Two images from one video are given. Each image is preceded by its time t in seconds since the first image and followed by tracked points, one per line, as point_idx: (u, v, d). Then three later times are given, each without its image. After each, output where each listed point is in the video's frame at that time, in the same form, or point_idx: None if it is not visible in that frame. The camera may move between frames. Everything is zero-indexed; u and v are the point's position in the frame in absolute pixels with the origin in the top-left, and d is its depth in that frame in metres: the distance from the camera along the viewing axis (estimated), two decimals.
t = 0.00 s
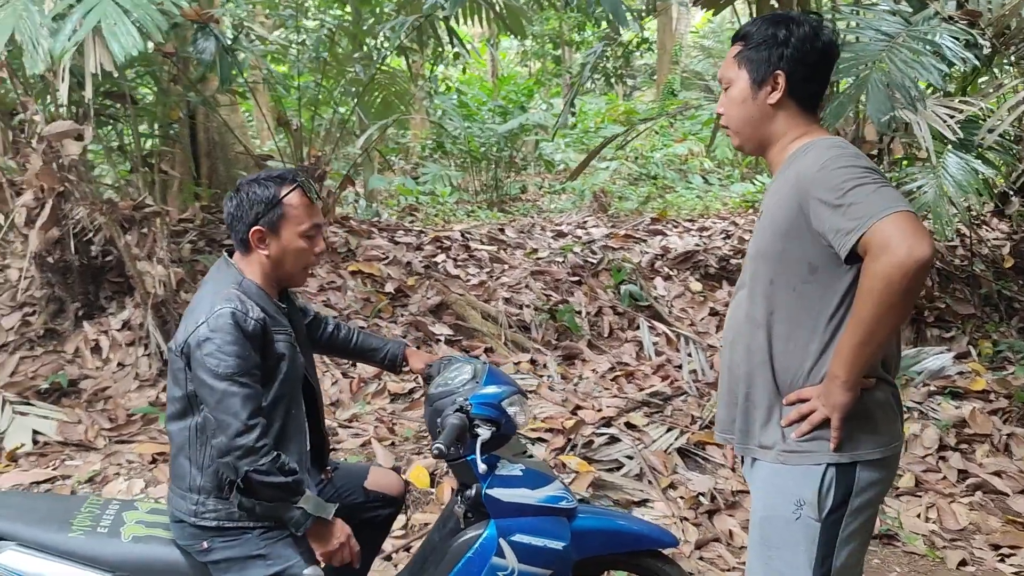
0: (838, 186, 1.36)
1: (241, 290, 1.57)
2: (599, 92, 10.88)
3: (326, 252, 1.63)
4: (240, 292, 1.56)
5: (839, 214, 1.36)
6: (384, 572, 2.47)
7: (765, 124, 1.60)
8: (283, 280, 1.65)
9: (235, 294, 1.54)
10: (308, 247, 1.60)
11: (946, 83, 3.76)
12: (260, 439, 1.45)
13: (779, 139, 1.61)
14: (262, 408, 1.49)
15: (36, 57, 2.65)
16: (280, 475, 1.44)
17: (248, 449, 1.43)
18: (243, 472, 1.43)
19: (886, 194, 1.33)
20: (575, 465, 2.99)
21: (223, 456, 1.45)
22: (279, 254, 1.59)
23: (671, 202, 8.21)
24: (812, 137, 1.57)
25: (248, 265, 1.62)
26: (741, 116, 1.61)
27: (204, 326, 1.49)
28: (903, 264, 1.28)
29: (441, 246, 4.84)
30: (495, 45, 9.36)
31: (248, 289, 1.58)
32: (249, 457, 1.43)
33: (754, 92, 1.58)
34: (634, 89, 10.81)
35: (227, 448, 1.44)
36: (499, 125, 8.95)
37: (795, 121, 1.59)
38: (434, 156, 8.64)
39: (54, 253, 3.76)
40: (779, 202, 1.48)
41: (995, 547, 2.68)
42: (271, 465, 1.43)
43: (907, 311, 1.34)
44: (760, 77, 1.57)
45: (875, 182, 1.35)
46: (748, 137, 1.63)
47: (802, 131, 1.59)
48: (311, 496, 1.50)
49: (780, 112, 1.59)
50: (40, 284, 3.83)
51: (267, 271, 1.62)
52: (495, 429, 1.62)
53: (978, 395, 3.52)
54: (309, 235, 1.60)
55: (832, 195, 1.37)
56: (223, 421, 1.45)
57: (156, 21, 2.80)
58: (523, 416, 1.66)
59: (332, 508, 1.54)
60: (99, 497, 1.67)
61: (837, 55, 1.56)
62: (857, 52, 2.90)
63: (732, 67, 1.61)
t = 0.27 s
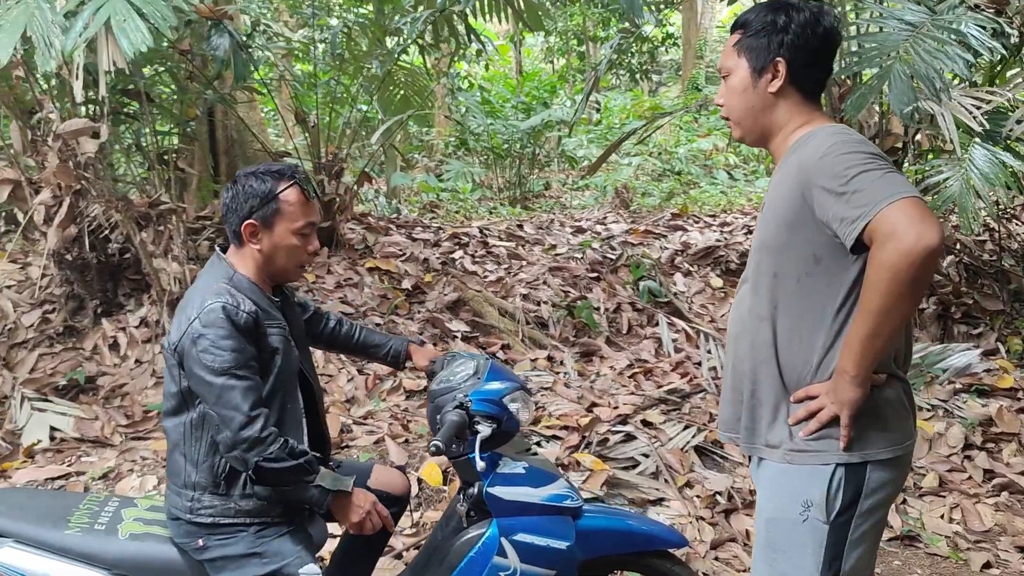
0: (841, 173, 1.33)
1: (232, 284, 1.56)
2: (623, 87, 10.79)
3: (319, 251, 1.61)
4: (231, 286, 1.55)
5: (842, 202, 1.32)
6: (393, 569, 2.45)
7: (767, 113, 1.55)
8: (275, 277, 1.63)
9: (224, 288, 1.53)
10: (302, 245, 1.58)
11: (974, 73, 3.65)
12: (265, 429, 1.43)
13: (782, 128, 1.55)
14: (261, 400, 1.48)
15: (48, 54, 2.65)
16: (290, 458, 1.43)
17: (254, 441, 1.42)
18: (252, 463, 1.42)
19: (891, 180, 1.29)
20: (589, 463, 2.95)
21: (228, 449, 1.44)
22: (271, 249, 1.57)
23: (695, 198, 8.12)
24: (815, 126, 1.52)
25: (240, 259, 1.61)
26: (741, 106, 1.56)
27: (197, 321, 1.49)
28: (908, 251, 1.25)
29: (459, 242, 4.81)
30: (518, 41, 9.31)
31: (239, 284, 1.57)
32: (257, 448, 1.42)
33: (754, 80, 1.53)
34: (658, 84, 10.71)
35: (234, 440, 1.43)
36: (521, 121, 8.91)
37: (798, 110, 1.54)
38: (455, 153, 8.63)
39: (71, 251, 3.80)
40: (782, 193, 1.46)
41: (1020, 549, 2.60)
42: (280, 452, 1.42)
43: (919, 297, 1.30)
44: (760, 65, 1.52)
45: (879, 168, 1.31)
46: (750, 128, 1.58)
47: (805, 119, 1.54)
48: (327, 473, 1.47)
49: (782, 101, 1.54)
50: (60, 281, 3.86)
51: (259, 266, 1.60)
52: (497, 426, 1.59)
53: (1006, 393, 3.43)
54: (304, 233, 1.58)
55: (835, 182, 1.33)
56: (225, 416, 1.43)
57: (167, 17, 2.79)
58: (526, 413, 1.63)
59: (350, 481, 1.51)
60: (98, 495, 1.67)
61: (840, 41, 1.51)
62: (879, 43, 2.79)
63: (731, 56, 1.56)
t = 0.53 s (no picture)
0: (851, 161, 1.30)
1: (229, 280, 1.55)
2: (652, 82, 10.68)
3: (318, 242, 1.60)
4: (228, 282, 1.54)
5: (852, 192, 1.29)
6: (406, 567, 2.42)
7: (775, 105, 1.49)
8: (276, 271, 1.63)
9: (221, 283, 1.53)
10: (300, 238, 1.58)
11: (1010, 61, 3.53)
12: (252, 430, 1.42)
13: (792, 119, 1.49)
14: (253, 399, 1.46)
15: (64, 50, 2.65)
16: (277, 462, 1.42)
17: (241, 441, 1.41)
18: (238, 463, 1.41)
19: (902, 167, 1.26)
20: (609, 462, 2.90)
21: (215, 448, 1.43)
22: (269, 243, 1.57)
23: (723, 193, 8.01)
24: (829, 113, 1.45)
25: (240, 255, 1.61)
26: (747, 99, 1.50)
27: (190, 316, 1.48)
28: (919, 242, 1.21)
29: (481, 239, 4.77)
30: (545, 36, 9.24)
31: (237, 278, 1.56)
32: (243, 449, 1.41)
33: (759, 71, 1.47)
34: (688, 79, 10.57)
35: (219, 440, 1.42)
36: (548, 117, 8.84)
37: (808, 98, 1.47)
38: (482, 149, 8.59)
39: (93, 249, 3.79)
40: (790, 185, 1.42)
41: None
42: (267, 453, 1.41)
43: (932, 288, 1.26)
44: (765, 55, 1.45)
45: (890, 155, 1.28)
46: (759, 121, 1.52)
47: (817, 107, 1.47)
48: (316, 478, 1.45)
49: (790, 91, 1.47)
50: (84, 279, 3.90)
51: (259, 260, 1.60)
52: (500, 424, 1.54)
53: None
54: (303, 224, 1.58)
55: (844, 171, 1.30)
56: (212, 415, 1.42)
57: (181, 12, 2.77)
58: (533, 412, 1.58)
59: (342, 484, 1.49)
60: (101, 493, 1.66)
61: (845, 23, 1.44)
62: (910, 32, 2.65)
63: (733, 48, 1.50)
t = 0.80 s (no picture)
0: (869, 145, 1.24)
1: (221, 276, 1.53)
2: (682, 77, 10.57)
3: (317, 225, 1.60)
4: (219, 279, 1.52)
5: (869, 177, 1.24)
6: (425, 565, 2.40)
7: (794, 91, 1.43)
8: (276, 260, 1.61)
9: (209, 281, 1.50)
10: (297, 222, 1.57)
11: None
12: (227, 435, 1.39)
13: (812, 104, 1.43)
14: (236, 401, 1.43)
15: (85, 46, 2.65)
16: (252, 470, 1.39)
17: (214, 446, 1.38)
18: (211, 468, 1.39)
19: (922, 150, 1.20)
20: (632, 461, 2.84)
21: (192, 451, 1.41)
22: (267, 231, 1.56)
23: (753, 189, 7.90)
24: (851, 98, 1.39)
25: (239, 249, 1.59)
26: (765, 84, 1.44)
27: (174, 314, 1.46)
28: (940, 228, 1.16)
29: (505, 235, 4.74)
30: (573, 33, 9.18)
31: (230, 274, 1.55)
32: (216, 455, 1.38)
33: (778, 56, 1.41)
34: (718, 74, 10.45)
35: (193, 444, 1.39)
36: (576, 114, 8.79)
37: (829, 83, 1.41)
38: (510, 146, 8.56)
39: (120, 245, 3.75)
40: (809, 174, 1.37)
41: None
42: (242, 461, 1.38)
43: (958, 274, 1.20)
44: (784, 37, 1.40)
45: (910, 138, 1.22)
46: (778, 108, 1.46)
47: (838, 92, 1.41)
48: (292, 489, 1.43)
49: (811, 76, 1.41)
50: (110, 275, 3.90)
51: (258, 250, 1.58)
52: (515, 421, 1.50)
53: None
54: (299, 206, 1.57)
55: (862, 155, 1.25)
56: (190, 416, 1.40)
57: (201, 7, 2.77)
58: (548, 409, 1.54)
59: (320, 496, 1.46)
60: (114, 488, 1.65)
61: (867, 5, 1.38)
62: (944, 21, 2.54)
63: (751, 32, 1.45)
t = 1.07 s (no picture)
0: (906, 134, 1.16)
1: (206, 284, 1.47)
2: (714, 73, 10.41)
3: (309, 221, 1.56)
4: (204, 287, 1.46)
5: (906, 169, 1.16)
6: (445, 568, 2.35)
7: (828, 76, 1.35)
8: (269, 260, 1.58)
9: (193, 290, 1.44)
10: (288, 221, 1.54)
11: None
12: (211, 455, 1.35)
13: (846, 91, 1.35)
14: (222, 417, 1.39)
15: (105, 43, 2.64)
16: (238, 491, 1.35)
17: (199, 467, 1.35)
18: (197, 489, 1.36)
19: (963, 138, 1.12)
20: (660, 465, 2.77)
21: (178, 470, 1.37)
22: (258, 233, 1.52)
23: (786, 186, 7.76)
24: (888, 84, 1.31)
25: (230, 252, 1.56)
26: (797, 69, 1.36)
27: (155, 328, 1.41)
28: (984, 222, 1.07)
29: (531, 234, 4.67)
30: (603, 29, 9.09)
31: (216, 280, 1.48)
32: (202, 474, 1.35)
33: (811, 38, 1.33)
34: (751, 70, 10.28)
35: (178, 463, 1.36)
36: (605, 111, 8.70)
37: (865, 68, 1.33)
38: (539, 145, 8.52)
39: (144, 245, 3.64)
40: (844, 166, 1.29)
41: None
42: (227, 482, 1.35)
43: (1000, 276, 1.12)
44: (817, 19, 1.32)
45: (951, 126, 1.14)
46: (810, 94, 1.38)
47: (874, 78, 1.32)
48: (281, 511, 1.37)
49: (846, 61, 1.33)
50: (136, 275, 3.90)
51: (250, 251, 1.55)
52: (531, 423, 1.45)
53: None
54: (290, 205, 1.53)
55: (898, 146, 1.17)
56: (174, 434, 1.36)
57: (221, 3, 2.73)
58: (567, 410, 1.49)
59: (313, 518, 1.39)
60: (125, 491, 1.62)
61: None
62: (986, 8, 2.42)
63: (782, 14, 1.37)
